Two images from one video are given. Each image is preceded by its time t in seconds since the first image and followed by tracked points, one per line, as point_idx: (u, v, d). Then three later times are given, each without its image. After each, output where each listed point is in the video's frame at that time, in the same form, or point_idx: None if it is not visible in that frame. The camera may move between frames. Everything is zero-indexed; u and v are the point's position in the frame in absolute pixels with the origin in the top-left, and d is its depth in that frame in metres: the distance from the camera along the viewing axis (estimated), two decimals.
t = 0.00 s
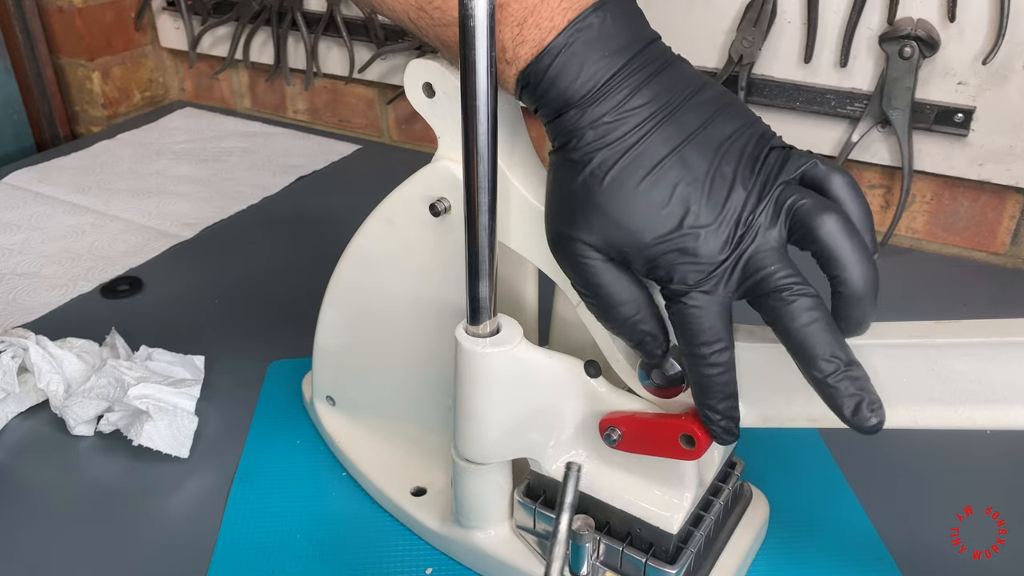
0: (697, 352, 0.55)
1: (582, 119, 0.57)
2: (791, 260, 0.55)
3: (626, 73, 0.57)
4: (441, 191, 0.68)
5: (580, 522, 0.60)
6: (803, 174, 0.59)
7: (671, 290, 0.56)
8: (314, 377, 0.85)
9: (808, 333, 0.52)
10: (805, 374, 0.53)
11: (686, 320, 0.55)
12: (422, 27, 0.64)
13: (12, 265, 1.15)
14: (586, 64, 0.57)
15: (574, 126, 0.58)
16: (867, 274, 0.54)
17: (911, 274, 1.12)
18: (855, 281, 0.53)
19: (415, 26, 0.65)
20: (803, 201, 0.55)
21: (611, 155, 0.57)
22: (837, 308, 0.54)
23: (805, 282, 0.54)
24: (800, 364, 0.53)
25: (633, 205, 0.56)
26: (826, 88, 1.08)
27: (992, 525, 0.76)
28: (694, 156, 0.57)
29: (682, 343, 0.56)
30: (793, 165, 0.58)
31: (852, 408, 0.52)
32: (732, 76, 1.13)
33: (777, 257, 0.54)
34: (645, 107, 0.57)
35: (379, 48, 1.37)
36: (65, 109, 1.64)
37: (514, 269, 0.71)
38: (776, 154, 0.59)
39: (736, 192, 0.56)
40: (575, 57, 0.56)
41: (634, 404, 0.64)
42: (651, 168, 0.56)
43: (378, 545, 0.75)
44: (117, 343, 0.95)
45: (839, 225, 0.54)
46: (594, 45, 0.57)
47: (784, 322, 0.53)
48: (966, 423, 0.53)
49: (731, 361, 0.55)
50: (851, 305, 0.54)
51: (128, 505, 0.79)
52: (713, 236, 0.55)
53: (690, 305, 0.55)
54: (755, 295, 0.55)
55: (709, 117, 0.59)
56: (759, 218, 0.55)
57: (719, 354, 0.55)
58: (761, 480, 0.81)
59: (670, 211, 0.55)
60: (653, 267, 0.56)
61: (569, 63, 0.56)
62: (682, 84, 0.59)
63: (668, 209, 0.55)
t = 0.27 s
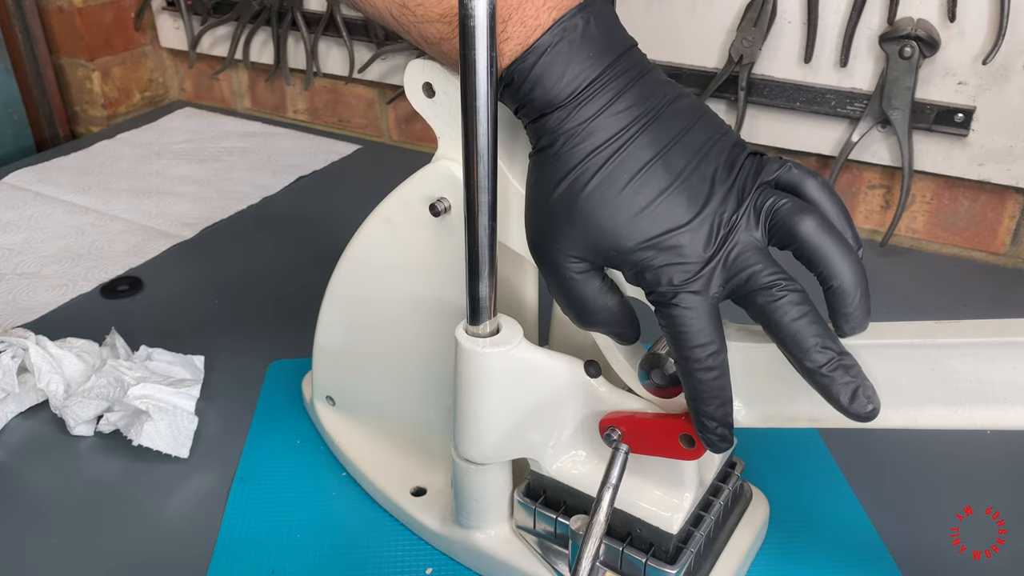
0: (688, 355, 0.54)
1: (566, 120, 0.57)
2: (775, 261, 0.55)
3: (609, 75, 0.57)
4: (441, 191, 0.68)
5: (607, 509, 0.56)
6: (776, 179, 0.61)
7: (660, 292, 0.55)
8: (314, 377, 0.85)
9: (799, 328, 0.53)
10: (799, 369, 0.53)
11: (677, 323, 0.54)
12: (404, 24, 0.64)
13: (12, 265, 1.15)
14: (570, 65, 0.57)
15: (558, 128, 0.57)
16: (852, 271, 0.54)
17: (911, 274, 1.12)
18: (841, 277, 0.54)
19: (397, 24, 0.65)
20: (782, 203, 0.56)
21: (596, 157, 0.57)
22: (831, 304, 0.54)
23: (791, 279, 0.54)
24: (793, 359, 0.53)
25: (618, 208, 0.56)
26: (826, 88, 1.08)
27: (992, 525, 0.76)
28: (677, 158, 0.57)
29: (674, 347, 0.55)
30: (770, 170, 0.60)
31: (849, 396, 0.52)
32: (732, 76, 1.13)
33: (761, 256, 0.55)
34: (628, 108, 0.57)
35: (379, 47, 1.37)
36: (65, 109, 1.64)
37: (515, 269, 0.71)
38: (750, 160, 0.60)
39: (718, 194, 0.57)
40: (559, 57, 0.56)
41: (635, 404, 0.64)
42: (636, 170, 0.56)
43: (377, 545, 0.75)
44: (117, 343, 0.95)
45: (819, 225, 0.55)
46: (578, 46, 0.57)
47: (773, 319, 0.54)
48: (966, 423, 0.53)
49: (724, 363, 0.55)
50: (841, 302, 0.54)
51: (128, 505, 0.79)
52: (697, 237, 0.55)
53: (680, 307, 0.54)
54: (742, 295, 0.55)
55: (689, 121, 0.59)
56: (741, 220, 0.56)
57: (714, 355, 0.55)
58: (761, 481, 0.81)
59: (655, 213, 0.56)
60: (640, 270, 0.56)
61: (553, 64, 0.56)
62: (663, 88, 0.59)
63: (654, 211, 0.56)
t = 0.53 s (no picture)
0: (698, 361, 0.55)
1: (564, 129, 0.57)
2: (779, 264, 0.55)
3: (605, 81, 0.57)
4: (442, 191, 0.68)
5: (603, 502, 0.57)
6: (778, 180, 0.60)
7: (665, 300, 0.55)
8: (314, 377, 0.85)
9: (804, 333, 0.52)
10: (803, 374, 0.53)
11: (684, 329, 0.55)
12: (399, 32, 0.63)
13: (12, 265, 1.15)
14: (565, 73, 0.56)
15: (557, 135, 0.57)
16: (856, 270, 0.54)
17: (911, 274, 1.12)
18: (846, 277, 0.54)
19: (393, 32, 0.64)
20: (784, 204, 0.55)
21: (596, 163, 0.57)
22: (835, 304, 0.54)
23: (794, 284, 0.54)
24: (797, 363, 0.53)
25: (620, 215, 0.56)
26: (826, 88, 1.08)
27: (992, 525, 0.76)
28: (677, 163, 0.57)
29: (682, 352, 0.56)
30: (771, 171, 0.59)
31: (851, 403, 0.52)
32: (732, 76, 1.13)
33: (763, 261, 0.54)
34: (625, 115, 0.57)
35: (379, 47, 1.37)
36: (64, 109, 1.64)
37: (515, 269, 0.71)
38: (751, 162, 0.60)
39: (719, 200, 0.56)
40: (554, 66, 0.56)
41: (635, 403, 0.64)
42: (636, 177, 0.56)
43: (377, 545, 0.75)
44: (117, 343, 0.95)
45: (823, 224, 0.54)
46: (573, 53, 0.57)
47: (778, 325, 0.53)
48: (966, 424, 0.53)
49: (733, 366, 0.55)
50: (846, 302, 0.53)
51: (129, 505, 0.79)
52: (700, 243, 0.55)
53: (685, 314, 0.55)
54: (745, 300, 0.55)
55: (687, 125, 0.59)
56: (743, 223, 0.56)
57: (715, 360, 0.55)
58: (761, 481, 0.81)
59: (656, 220, 0.55)
60: (644, 277, 0.56)
61: (548, 72, 0.56)
62: (657, 93, 0.59)
63: (655, 218, 0.55)
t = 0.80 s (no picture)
0: (695, 366, 0.55)
1: (561, 136, 0.56)
2: (779, 270, 0.55)
3: (601, 88, 0.56)
4: (442, 191, 0.68)
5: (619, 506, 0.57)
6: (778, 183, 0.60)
7: (664, 307, 0.56)
8: (314, 377, 0.85)
9: (804, 340, 0.53)
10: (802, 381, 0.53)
11: (684, 336, 0.55)
12: (393, 41, 0.63)
13: (12, 265, 1.15)
14: (560, 80, 0.56)
15: (554, 142, 0.57)
16: (856, 273, 0.54)
17: (911, 274, 1.12)
18: (847, 280, 0.53)
19: (388, 40, 0.63)
20: (784, 208, 0.55)
21: (595, 171, 0.56)
22: (835, 306, 0.54)
23: (794, 290, 0.54)
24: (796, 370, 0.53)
25: (619, 224, 0.55)
26: (826, 88, 1.08)
27: (992, 525, 0.76)
28: (675, 170, 0.57)
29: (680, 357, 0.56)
30: (772, 174, 0.59)
31: (850, 409, 0.53)
32: (732, 76, 1.13)
33: (763, 268, 0.55)
34: (623, 121, 0.57)
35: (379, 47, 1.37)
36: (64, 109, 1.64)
37: (515, 269, 0.71)
38: (751, 163, 0.59)
39: (719, 206, 0.56)
40: (549, 73, 0.56)
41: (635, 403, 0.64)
42: (634, 185, 0.56)
43: (377, 545, 0.75)
44: (117, 343, 0.95)
45: (823, 228, 0.54)
46: (569, 61, 0.56)
47: (778, 332, 0.53)
48: (966, 424, 0.53)
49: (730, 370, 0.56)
50: (846, 305, 0.54)
51: (129, 505, 0.79)
52: (700, 251, 0.55)
53: (684, 320, 0.55)
54: (745, 305, 0.55)
55: (685, 129, 0.59)
56: (742, 230, 0.55)
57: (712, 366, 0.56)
58: (761, 481, 0.81)
59: (655, 229, 0.55)
60: (643, 285, 0.56)
61: (544, 80, 0.56)
62: (655, 98, 0.59)
63: (654, 227, 0.55)
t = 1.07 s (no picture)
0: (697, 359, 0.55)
1: (561, 129, 0.56)
2: (780, 264, 0.55)
3: (600, 83, 0.56)
4: (442, 191, 0.68)
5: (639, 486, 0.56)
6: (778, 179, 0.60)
7: (666, 300, 0.55)
8: (314, 377, 0.85)
9: (805, 335, 0.53)
10: (802, 375, 0.53)
11: (686, 329, 0.55)
12: (392, 37, 0.62)
13: (13, 265, 1.15)
14: (559, 75, 0.56)
15: (554, 137, 0.56)
16: (855, 269, 0.54)
17: (911, 274, 1.12)
18: (845, 276, 0.54)
19: (385, 36, 0.63)
20: (786, 204, 0.55)
21: (595, 165, 0.56)
22: (835, 303, 0.54)
23: (796, 284, 0.54)
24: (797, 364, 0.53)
25: (620, 218, 0.55)
26: (826, 88, 1.08)
27: (992, 525, 0.76)
28: (675, 164, 0.56)
29: (682, 351, 0.56)
30: (771, 170, 0.58)
31: (850, 405, 0.53)
32: (732, 76, 1.13)
33: (764, 261, 0.54)
34: (622, 116, 0.56)
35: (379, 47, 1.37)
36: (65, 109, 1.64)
37: (515, 269, 0.71)
38: (749, 159, 0.59)
39: (719, 200, 0.56)
40: (548, 68, 0.55)
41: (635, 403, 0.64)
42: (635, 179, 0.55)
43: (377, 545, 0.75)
44: (117, 343, 0.95)
45: (825, 225, 0.54)
46: (567, 56, 0.56)
47: (779, 326, 0.53)
48: (966, 424, 0.53)
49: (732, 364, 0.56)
50: (846, 302, 0.54)
51: (129, 505, 0.79)
52: (701, 244, 0.55)
53: (687, 314, 0.55)
54: (746, 299, 0.55)
55: (684, 125, 0.58)
56: (744, 224, 0.55)
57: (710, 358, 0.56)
58: (761, 481, 0.81)
59: (656, 222, 0.55)
60: (645, 278, 0.56)
61: (542, 74, 0.55)
62: (653, 94, 0.58)
63: (655, 220, 0.55)
